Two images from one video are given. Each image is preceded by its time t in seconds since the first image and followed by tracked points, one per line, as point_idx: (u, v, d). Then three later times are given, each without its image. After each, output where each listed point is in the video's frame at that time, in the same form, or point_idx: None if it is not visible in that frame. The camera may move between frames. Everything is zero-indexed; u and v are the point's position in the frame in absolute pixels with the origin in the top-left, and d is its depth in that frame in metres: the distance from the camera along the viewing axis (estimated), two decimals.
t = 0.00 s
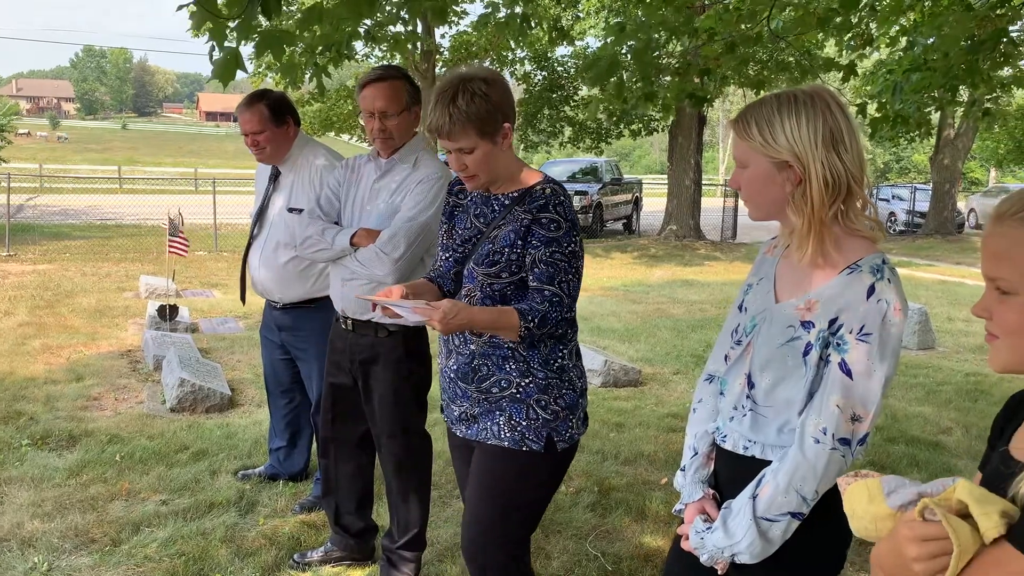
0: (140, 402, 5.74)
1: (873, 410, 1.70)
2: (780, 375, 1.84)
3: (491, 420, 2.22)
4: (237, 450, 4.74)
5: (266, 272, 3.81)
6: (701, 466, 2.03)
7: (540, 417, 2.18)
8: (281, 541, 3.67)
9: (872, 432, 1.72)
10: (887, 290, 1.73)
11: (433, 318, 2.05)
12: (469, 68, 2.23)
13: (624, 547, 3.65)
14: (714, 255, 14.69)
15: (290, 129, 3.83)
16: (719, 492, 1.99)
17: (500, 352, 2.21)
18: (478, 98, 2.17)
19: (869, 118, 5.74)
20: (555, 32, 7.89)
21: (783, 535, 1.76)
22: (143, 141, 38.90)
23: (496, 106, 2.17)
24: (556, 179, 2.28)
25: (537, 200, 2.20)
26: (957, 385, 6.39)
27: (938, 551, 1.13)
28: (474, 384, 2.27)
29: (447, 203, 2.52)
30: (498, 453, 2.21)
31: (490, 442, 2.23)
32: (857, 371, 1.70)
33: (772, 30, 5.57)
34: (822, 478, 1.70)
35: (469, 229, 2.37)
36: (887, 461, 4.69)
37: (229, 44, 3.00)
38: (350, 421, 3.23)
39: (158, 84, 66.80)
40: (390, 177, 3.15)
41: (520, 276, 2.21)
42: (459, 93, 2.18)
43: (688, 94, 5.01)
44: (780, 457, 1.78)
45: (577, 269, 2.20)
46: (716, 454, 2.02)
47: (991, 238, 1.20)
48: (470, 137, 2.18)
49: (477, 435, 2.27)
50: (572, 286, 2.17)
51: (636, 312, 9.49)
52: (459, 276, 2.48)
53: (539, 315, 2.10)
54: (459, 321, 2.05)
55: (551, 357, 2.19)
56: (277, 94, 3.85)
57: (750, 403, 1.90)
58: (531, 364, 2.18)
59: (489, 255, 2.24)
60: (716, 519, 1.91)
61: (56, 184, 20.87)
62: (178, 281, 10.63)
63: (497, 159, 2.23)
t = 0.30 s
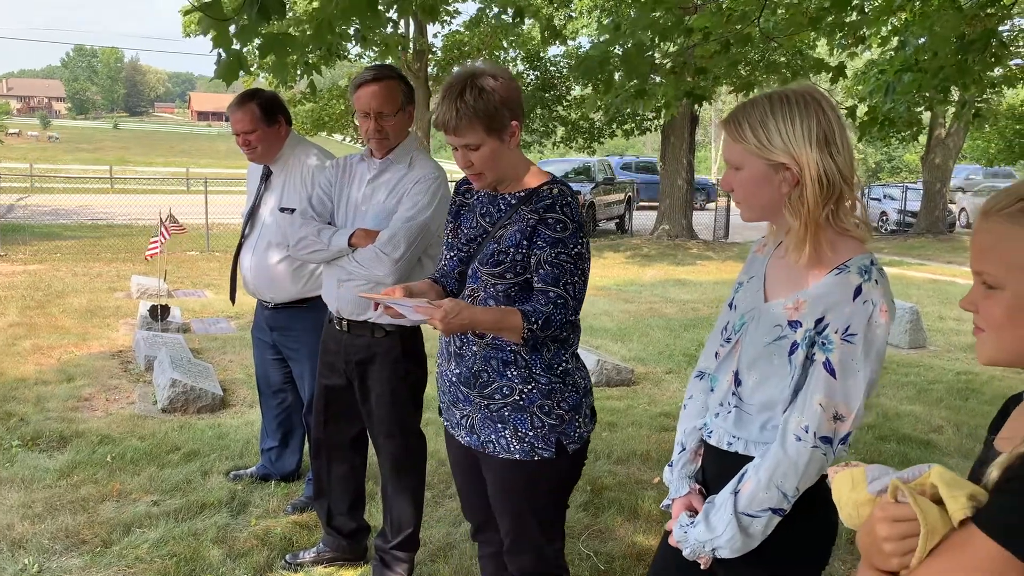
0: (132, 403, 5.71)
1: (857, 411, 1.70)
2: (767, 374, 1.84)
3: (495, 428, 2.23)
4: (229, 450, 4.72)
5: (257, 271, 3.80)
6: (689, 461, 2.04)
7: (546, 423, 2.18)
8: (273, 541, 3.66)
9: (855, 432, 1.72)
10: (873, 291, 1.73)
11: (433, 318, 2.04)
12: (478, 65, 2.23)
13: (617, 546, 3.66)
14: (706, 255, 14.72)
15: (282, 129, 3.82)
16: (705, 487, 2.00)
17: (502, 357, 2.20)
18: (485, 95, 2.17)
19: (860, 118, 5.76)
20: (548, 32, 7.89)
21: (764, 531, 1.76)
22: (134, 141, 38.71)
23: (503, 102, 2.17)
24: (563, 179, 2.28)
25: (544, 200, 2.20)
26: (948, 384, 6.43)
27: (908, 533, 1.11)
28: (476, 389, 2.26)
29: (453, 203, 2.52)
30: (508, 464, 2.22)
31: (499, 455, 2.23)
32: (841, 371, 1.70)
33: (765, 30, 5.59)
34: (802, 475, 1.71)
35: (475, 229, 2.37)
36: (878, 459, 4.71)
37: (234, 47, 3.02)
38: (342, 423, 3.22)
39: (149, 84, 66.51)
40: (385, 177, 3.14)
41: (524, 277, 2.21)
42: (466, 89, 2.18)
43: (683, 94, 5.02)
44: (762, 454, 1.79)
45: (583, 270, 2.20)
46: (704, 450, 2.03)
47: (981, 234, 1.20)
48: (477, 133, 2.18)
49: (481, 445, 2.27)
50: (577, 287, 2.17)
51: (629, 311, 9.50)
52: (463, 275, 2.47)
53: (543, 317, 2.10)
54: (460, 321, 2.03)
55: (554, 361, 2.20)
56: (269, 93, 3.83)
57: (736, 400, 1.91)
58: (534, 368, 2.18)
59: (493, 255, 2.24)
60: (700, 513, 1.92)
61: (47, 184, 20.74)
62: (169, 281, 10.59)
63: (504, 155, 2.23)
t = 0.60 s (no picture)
0: (124, 404, 5.68)
1: (838, 399, 1.70)
2: (750, 366, 1.85)
3: (502, 432, 2.23)
4: (222, 451, 4.70)
5: (248, 271, 3.79)
6: (677, 455, 2.04)
7: (553, 427, 2.18)
8: (266, 542, 3.64)
9: (838, 421, 1.72)
10: (853, 280, 1.74)
11: (439, 321, 2.04)
12: (481, 65, 2.24)
13: (610, 545, 3.66)
14: (699, 254, 14.74)
15: (274, 129, 3.81)
16: (694, 480, 2.00)
17: (510, 361, 2.20)
18: (491, 94, 2.18)
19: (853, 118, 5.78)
20: (541, 31, 7.87)
21: (749, 521, 1.76)
22: (127, 141, 38.54)
23: (508, 103, 2.19)
24: (570, 180, 2.28)
25: (551, 200, 2.20)
26: (940, 383, 6.46)
27: (885, 522, 1.19)
28: (483, 393, 2.26)
29: (458, 203, 2.52)
30: (517, 469, 2.23)
31: (508, 460, 2.24)
32: (820, 359, 1.70)
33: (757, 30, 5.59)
34: (785, 463, 1.71)
35: (480, 229, 2.36)
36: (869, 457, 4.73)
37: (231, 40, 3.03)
38: (334, 426, 3.21)
39: (141, 83, 66.22)
40: (378, 176, 3.14)
41: (532, 279, 2.21)
42: (472, 88, 2.19)
43: (677, 93, 5.02)
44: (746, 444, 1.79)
45: (591, 271, 2.20)
46: (693, 444, 2.03)
47: (966, 223, 1.20)
48: (483, 133, 2.18)
49: (488, 449, 2.27)
50: (584, 289, 2.17)
51: (622, 311, 9.51)
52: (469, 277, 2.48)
53: (550, 319, 2.10)
54: (467, 323, 2.04)
55: (561, 364, 2.20)
56: (261, 93, 3.82)
57: (722, 392, 1.91)
58: (542, 372, 2.18)
59: (500, 256, 2.24)
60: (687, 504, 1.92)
61: (38, 184, 20.63)
62: (161, 281, 10.54)
63: (509, 156, 2.23)
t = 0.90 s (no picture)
0: (116, 406, 5.66)
1: (845, 387, 1.74)
2: (752, 361, 1.86)
3: (496, 432, 2.23)
4: (215, 453, 4.69)
5: (240, 272, 3.78)
6: (671, 454, 2.04)
7: (548, 428, 2.18)
8: (259, 543, 3.63)
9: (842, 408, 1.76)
10: (855, 270, 1.79)
11: (439, 320, 2.04)
12: (485, 65, 2.24)
13: (604, 545, 3.66)
14: (692, 254, 14.77)
15: (267, 129, 3.79)
16: (692, 479, 2.00)
17: (506, 360, 2.20)
18: (497, 93, 2.18)
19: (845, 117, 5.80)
20: (534, 32, 7.87)
21: (760, 516, 1.77)
22: (119, 141, 38.37)
23: (514, 103, 2.19)
24: (571, 183, 2.29)
25: (552, 202, 2.21)
26: (932, 381, 6.49)
27: (868, 512, 1.26)
28: (477, 392, 2.26)
29: (458, 203, 2.51)
30: (510, 469, 2.23)
31: (501, 460, 2.24)
32: (828, 348, 1.74)
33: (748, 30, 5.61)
34: (795, 455, 1.74)
35: (479, 229, 2.36)
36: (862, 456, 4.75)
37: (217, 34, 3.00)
38: (326, 428, 3.20)
39: (133, 84, 66.01)
40: (371, 176, 3.13)
41: (530, 279, 2.22)
42: (479, 87, 2.19)
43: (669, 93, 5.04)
44: (754, 439, 1.80)
45: (590, 273, 2.21)
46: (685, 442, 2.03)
47: (955, 227, 1.20)
48: (487, 133, 2.18)
49: (481, 449, 2.27)
50: (584, 291, 2.18)
51: (616, 311, 9.53)
52: (466, 276, 2.46)
53: (549, 320, 2.10)
54: (468, 323, 2.03)
55: (557, 365, 2.20)
56: (253, 94, 3.82)
57: (723, 389, 1.91)
58: (537, 372, 2.19)
59: (499, 256, 2.24)
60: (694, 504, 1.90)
61: (30, 186, 20.56)
62: (154, 283, 10.51)
63: (512, 157, 2.23)
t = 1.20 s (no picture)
0: (108, 410, 5.63)
1: (846, 384, 1.76)
2: (751, 360, 1.86)
3: (488, 433, 2.22)
4: (208, 456, 4.67)
5: (234, 275, 3.76)
6: (669, 454, 2.04)
7: (540, 428, 2.18)
8: (253, 547, 3.61)
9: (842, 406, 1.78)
10: (854, 268, 1.80)
11: (434, 318, 2.03)
12: (480, 67, 2.24)
13: (598, 546, 3.66)
14: (685, 254, 14.80)
15: (260, 132, 3.78)
16: (691, 478, 2.00)
17: (498, 361, 2.20)
18: (493, 94, 2.18)
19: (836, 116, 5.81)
20: (525, 33, 7.87)
21: (763, 514, 1.77)
22: (110, 144, 38.18)
23: (509, 103, 2.19)
24: (564, 184, 2.30)
25: (546, 203, 2.21)
26: (924, 380, 6.51)
27: (847, 500, 1.28)
28: (470, 393, 2.25)
29: (450, 204, 2.51)
30: (502, 470, 2.23)
31: (494, 461, 2.23)
32: (830, 346, 1.75)
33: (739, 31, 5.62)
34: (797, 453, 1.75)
35: (472, 230, 2.36)
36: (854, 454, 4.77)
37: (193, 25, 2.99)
38: (318, 431, 3.19)
39: (124, 86, 65.79)
40: (362, 179, 3.13)
41: (523, 279, 2.22)
42: (474, 88, 2.18)
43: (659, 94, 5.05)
44: (755, 438, 1.81)
45: (583, 274, 2.22)
46: (684, 442, 2.04)
47: (945, 224, 1.21)
48: (483, 134, 2.18)
49: (474, 450, 2.27)
50: (577, 292, 2.18)
51: (609, 311, 9.54)
52: (458, 276, 2.45)
53: (543, 320, 2.10)
54: (462, 322, 2.03)
55: (549, 365, 2.20)
56: (246, 97, 3.81)
57: (723, 389, 1.91)
58: (530, 372, 2.19)
59: (492, 256, 2.23)
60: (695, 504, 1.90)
61: (22, 189, 20.47)
62: (146, 286, 10.47)
63: (507, 158, 2.23)
